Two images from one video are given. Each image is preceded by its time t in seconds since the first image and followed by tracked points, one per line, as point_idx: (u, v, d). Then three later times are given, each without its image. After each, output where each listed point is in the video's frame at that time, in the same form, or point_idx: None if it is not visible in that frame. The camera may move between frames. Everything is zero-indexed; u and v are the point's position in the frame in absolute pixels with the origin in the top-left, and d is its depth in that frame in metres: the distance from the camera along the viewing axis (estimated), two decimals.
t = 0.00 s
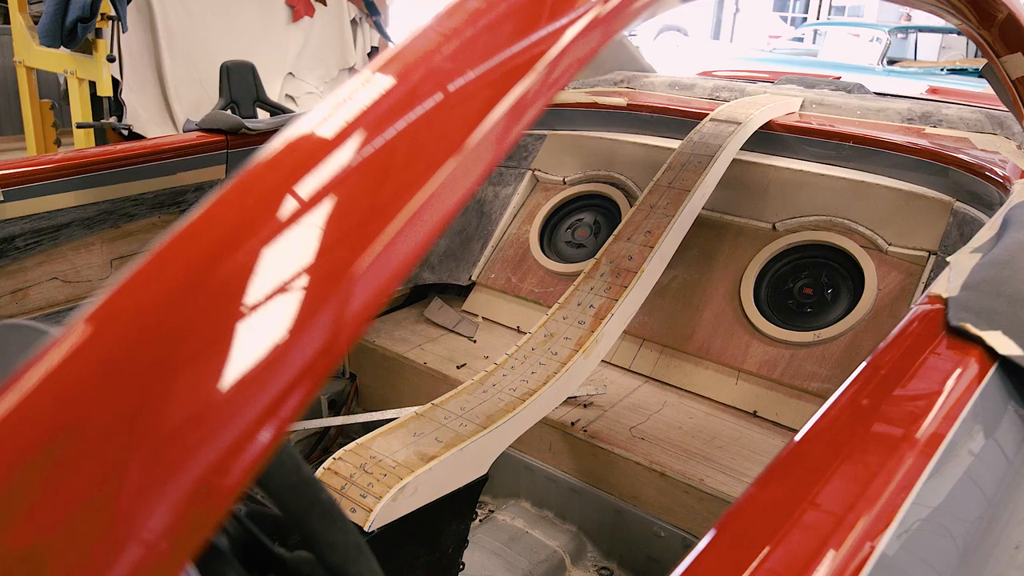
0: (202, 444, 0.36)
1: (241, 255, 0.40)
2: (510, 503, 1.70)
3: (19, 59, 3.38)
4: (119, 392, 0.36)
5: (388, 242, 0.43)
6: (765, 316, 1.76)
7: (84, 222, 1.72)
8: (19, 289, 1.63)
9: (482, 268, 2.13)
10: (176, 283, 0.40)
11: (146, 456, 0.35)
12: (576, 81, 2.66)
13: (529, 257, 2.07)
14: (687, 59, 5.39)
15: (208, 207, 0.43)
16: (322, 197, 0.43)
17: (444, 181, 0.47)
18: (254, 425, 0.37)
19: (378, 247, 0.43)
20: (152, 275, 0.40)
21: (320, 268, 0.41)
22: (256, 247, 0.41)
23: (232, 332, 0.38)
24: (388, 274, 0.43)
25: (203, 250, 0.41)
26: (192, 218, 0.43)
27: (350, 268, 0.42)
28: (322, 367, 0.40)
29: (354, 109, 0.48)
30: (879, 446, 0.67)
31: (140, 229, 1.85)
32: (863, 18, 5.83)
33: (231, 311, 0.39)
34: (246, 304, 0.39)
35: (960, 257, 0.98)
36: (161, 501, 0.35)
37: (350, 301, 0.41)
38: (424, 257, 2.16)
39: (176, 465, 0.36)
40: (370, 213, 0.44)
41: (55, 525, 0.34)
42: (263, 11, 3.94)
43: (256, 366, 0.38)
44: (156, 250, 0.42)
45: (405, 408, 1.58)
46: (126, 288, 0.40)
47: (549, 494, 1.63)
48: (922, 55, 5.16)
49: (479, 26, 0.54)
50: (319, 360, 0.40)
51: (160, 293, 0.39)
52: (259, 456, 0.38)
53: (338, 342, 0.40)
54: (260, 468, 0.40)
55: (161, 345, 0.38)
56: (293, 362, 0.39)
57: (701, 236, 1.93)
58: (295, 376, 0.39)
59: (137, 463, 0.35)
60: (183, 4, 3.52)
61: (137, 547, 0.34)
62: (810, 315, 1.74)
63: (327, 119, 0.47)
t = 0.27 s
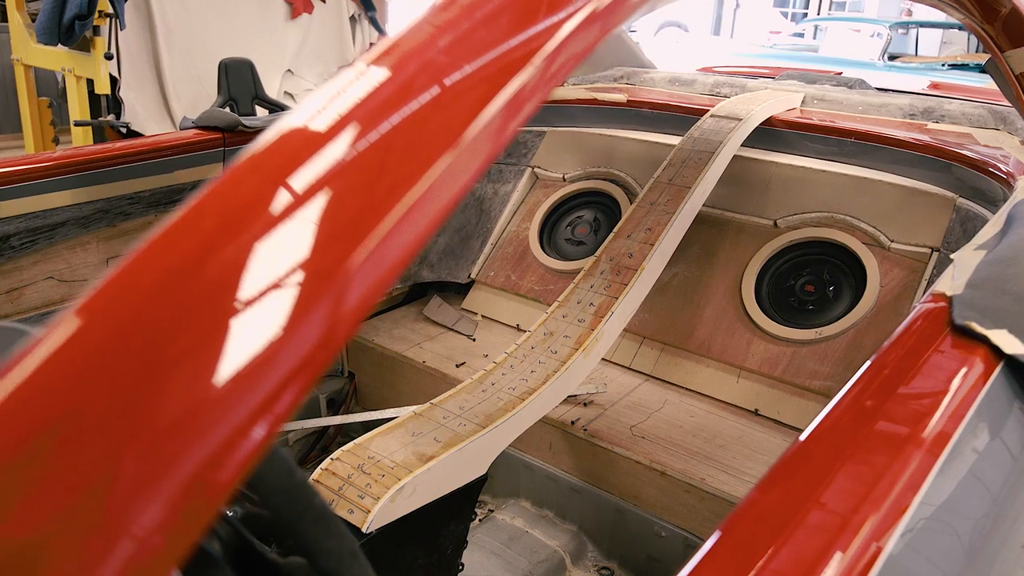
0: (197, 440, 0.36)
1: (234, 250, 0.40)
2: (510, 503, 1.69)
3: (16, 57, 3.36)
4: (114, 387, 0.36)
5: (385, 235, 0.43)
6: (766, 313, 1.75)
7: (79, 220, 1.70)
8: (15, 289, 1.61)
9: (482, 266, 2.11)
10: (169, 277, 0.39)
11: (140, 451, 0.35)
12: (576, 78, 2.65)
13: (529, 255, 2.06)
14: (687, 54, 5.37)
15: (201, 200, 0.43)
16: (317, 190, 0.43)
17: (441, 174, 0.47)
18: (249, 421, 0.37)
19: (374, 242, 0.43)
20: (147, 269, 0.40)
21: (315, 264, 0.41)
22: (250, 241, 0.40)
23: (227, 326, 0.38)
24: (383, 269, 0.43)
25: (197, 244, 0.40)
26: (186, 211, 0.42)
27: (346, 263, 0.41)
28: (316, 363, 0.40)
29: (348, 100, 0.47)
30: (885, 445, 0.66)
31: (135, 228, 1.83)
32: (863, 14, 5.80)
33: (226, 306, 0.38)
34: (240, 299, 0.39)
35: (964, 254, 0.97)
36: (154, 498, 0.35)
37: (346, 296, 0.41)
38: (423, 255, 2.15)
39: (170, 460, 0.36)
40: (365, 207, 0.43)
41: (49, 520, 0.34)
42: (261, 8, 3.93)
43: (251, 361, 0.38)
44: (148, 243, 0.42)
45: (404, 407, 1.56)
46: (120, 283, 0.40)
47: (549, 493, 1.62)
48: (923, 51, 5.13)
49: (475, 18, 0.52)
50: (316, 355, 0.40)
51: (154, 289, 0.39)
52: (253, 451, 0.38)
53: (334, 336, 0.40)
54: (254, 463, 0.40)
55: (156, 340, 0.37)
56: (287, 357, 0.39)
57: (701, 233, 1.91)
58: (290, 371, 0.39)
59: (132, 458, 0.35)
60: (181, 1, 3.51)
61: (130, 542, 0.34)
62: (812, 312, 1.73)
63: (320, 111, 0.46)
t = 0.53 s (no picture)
0: (188, 434, 0.35)
1: (226, 243, 0.39)
2: (510, 502, 1.68)
3: (13, 54, 3.35)
4: (106, 382, 0.36)
5: (378, 229, 0.42)
6: (768, 311, 1.74)
7: (75, 219, 1.69)
8: (10, 288, 1.60)
9: (481, 264, 2.10)
10: (161, 271, 0.39)
11: (131, 446, 0.35)
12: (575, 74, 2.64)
13: (529, 252, 2.05)
14: (688, 50, 5.35)
15: (195, 193, 0.42)
16: (309, 183, 0.42)
17: (434, 170, 0.45)
18: (241, 415, 0.36)
19: (368, 234, 0.42)
20: (139, 263, 0.39)
21: (309, 258, 0.40)
22: (243, 234, 0.40)
23: (219, 319, 0.37)
24: (379, 263, 0.42)
25: (189, 237, 0.40)
26: (179, 204, 0.42)
27: (340, 256, 0.40)
28: (311, 358, 0.39)
29: (339, 93, 0.46)
30: (890, 443, 0.65)
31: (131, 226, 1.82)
32: (864, 9, 5.78)
33: (218, 300, 0.38)
34: (232, 294, 0.38)
35: (968, 251, 0.96)
36: (145, 493, 0.34)
37: (340, 290, 0.40)
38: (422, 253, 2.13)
39: (161, 455, 0.35)
40: (359, 201, 0.42)
41: (38, 516, 0.33)
42: (260, 6, 3.91)
43: (244, 356, 0.37)
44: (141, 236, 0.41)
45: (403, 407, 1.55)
46: (112, 277, 0.39)
47: (549, 492, 1.61)
48: (924, 46, 5.11)
49: (470, 11, 0.51)
50: (309, 349, 0.39)
51: (146, 284, 0.38)
52: (246, 446, 0.37)
53: (328, 330, 0.39)
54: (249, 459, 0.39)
55: (148, 335, 0.37)
56: (280, 352, 0.38)
57: (702, 231, 1.90)
58: (284, 365, 0.38)
59: (123, 454, 0.35)
60: None
61: (120, 538, 0.34)
62: (813, 310, 1.71)
63: (313, 103, 0.46)
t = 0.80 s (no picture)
0: (178, 427, 0.35)
1: (217, 233, 0.39)
2: (510, 501, 1.67)
3: (11, 52, 3.33)
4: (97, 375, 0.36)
5: (371, 222, 0.41)
6: (769, 308, 1.72)
7: (70, 218, 1.68)
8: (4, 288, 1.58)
9: (481, 261, 2.09)
10: (150, 261, 0.38)
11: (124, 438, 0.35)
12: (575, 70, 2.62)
13: (529, 250, 2.04)
14: (689, 45, 5.32)
15: (185, 181, 0.42)
16: (300, 174, 0.41)
17: (428, 162, 0.45)
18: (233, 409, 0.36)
19: (361, 225, 0.41)
20: (129, 252, 0.39)
21: (302, 251, 0.39)
22: (234, 226, 0.39)
23: (211, 312, 0.37)
24: (374, 254, 0.41)
25: (179, 226, 0.39)
26: (167, 191, 0.41)
27: (332, 247, 0.40)
28: (304, 350, 0.38)
29: (329, 81, 0.45)
30: (896, 443, 0.64)
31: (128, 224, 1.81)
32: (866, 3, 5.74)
33: (209, 293, 0.37)
34: (223, 289, 0.37)
35: (972, 248, 0.94)
36: (135, 486, 0.34)
37: (333, 283, 0.40)
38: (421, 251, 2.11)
39: (151, 448, 0.35)
40: (352, 193, 0.42)
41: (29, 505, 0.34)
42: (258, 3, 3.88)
43: (236, 349, 0.37)
44: (128, 222, 0.41)
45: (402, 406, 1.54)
46: (101, 268, 0.39)
47: (549, 492, 1.60)
48: (926, 41, 5.08)
49: (466, 3, 0.50)
50: (301, 344, 0.38)
51: (136, 274, 0.38)
52: (236, 439, 0.37)
53: (320, 325, 0.39)
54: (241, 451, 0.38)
55: (138, 326, 0.37)
56: (271, 346, 0.37)
57: (703, 227, 1.89)
58: (276, 358, 0.37)
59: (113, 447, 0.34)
60: None
61: (108, 529, 0.34)
62: (815, 307, 1.70)
63: (304, 92, 0.45)
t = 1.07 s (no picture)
0: (168, 421, 0.34)
1: (207, 223, 0.38)
2: (510, 501, 1.66)
3: (9, 50, 3.32)
4: (85, 366, 0.35)
5: (363, 213, 0.40)
6: (771, 305, 1.71)
7: (65, 216, 1.66)
8: None
9: (480, 259, 2.08)
10: (139, 250, 0.37)
11: (112, 431, 0.34)
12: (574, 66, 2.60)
13: (529, 247, 2.02)
14: (689, 42, 5.30)
15: (174, 168, 0.41)
16: (292, 165, 0.40)
17: (422, 153, 0.44)
18: (224, 401, 0.35)
19: (352, 217, 0.40)
20: (116, 242, 0.38)
21: (295, 243, 0.38)
22: (225, 216, 0.38)
23: (202, 303, 0.36)
24: (368, 246, 0.40)
25: (169, 214, 0.38)
26: (157, 178, 0.40)
27: (323, 237, 0.39)
28: (297, 343, 0.37)
29: (319, 70, 0.44)
30: (903, 443, 0.63)
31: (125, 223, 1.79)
32: None
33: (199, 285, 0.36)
34: (214, 282, 0.36)
35: (977, 245, 0.93)
36: (123, 479, 0.33)
37: (328, 275, 0.39)
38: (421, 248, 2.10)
39: (140, 441, 0.34)
40: (344, 184, 0.41)
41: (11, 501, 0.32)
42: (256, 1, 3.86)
43: (228, 341, 0.36)
44: (116, 209, 0.40)
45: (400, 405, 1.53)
46: (89, 256, 0.38)
47: (549, 491, 1.59)
48: (927, 36, 5.05)
49: None
50: (295, 337, 0.37)
51: (123, 265, 0.37)
52: (228, 432, 0.36)
53: (314, 316, 0.38)
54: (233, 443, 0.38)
55: (126, 317, 0.36)
56: (263, 339, 0.36)
57: (704, 224, 1.88)
58: (268, 350, 0.36)
59: (102, 439, 0.34)
60: None
61: (94, 521, 0.33)
62: (818, 305, 1.69)
63: (293, 78, 0.43)
